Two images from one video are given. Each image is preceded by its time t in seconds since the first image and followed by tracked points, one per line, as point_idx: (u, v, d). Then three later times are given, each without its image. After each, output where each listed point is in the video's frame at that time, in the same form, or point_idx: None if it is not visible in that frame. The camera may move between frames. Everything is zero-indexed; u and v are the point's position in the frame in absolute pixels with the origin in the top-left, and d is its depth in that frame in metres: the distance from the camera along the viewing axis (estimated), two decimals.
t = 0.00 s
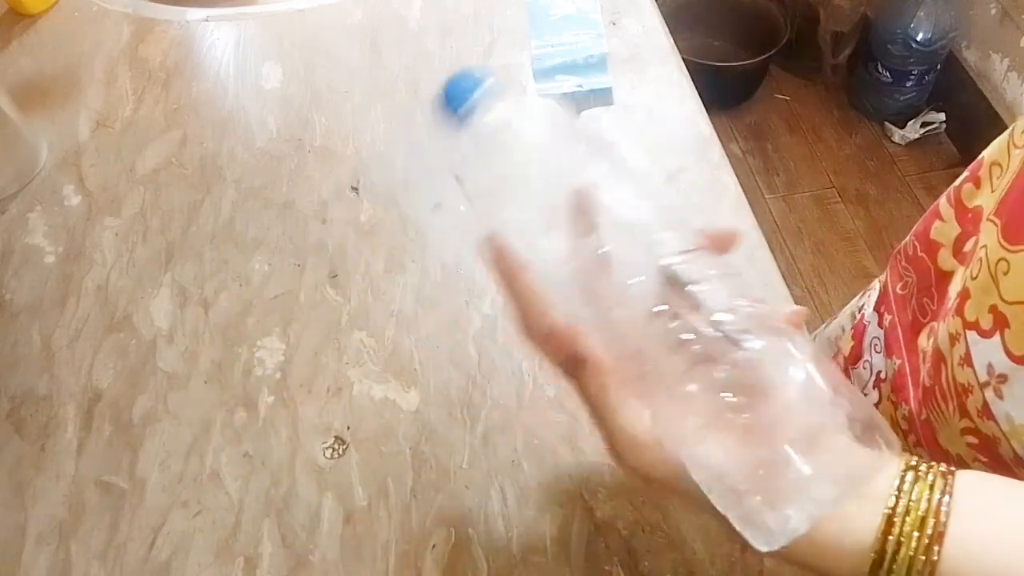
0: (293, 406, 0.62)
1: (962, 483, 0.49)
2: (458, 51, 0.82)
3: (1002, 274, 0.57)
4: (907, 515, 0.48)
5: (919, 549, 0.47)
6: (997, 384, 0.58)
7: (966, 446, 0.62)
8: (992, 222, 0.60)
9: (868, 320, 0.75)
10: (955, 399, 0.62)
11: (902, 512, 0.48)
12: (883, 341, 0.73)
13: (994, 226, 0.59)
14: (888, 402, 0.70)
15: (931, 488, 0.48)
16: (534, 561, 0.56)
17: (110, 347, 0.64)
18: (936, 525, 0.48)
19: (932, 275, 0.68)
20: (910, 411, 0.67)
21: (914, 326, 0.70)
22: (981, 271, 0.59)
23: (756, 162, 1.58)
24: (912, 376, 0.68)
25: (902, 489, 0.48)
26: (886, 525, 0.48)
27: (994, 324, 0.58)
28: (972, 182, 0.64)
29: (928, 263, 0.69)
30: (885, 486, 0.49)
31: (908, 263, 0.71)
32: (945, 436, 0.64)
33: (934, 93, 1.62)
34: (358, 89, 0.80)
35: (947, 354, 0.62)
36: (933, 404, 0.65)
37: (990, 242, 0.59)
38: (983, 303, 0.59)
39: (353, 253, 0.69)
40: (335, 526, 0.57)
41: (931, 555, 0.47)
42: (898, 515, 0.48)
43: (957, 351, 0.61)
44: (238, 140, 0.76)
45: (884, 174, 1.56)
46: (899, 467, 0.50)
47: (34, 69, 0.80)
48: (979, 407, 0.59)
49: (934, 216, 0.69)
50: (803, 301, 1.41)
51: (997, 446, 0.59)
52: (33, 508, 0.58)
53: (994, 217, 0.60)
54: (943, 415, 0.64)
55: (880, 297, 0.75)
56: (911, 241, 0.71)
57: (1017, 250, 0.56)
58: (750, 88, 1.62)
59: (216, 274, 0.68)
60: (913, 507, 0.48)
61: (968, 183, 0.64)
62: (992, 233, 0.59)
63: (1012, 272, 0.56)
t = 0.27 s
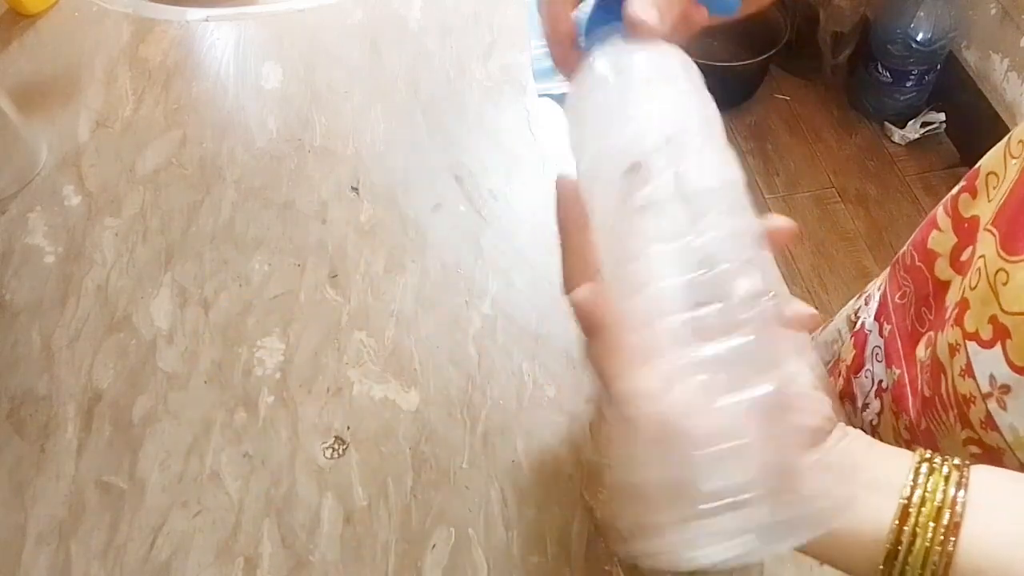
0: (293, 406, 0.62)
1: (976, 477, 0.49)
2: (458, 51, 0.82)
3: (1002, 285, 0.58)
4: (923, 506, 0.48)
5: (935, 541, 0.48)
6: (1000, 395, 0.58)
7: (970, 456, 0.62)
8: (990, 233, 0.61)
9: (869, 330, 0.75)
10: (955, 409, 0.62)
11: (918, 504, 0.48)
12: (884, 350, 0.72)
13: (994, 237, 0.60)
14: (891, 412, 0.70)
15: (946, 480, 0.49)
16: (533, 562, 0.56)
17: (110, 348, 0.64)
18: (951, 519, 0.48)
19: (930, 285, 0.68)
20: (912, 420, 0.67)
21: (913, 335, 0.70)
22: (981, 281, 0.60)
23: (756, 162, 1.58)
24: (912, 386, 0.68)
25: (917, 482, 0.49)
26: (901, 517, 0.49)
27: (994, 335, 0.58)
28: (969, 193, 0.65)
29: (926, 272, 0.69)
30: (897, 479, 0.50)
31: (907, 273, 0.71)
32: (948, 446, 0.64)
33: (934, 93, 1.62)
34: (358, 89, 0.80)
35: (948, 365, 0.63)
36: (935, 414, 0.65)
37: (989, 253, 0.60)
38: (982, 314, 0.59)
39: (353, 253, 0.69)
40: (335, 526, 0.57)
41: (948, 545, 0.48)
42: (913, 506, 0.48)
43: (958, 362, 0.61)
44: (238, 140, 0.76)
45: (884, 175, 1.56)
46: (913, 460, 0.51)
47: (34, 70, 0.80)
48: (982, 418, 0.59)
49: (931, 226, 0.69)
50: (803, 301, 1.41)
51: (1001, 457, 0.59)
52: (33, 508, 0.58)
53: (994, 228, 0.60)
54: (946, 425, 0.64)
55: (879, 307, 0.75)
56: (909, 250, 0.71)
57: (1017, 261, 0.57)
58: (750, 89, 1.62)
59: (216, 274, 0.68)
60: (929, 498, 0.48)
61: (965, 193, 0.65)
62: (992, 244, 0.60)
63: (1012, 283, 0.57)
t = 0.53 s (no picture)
0: (293, 406, 0.62)
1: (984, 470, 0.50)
2: (458, 51, 0.82)
3: (1000, 282, 0.58)
4: (936, 500, 0.49)
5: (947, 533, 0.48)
6: (1000, 392, 0.58)
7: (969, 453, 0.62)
8: (988, 230, 0.61)
9: (868, 328, 0.75)
10: (955, 406, 0.62)
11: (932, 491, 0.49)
12: (883, 348, 0.73)
13: (991, 235, 0.60)
14: (890, 409, 0.70)
15: (954, 472, 0.49)
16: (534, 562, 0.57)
17: (110, 348, 0.64)
18: (966, 506, 0.48)
19: (928, 283, 0.68)
20: (911, 418, 0.67)
21: (912, 333, 0.70)
22: (979, 279, 0.60)
23: (756, 162, 1.58)
24: (911, 383, 0.68)
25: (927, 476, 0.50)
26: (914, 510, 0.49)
27: (994, 332, 0.58)
28: (965, 190, 0.65)
29: (923, 270, 0.69)
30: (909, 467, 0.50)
31: (904, 271, 0.71)
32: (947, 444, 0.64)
33: (934, 93, 1.62)
34: (358, 89, 0.80)
35: (946, 362, 0.63)
36: (933, 411, 0.65)
37: (987, 250, 0.60)
38: (982, 311, 0.59)
39: (353, 253, 0.69)
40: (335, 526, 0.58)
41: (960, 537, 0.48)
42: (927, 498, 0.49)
43: (956, 359, 0.61)
44: (238, 141, 0.76)
45: (884, 175, 1.56)
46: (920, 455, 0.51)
47: (33, 69, 0.80)
48: (982, 415, 0.60)
49: (927, 223, 0.69)
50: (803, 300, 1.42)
51: (1001, 454, 0.59)
52: (33, 508, 0.58)
53: (991, 225, 0.61)
54: (944, 422, 0.64)
55: (878, 305, 0.75)
56: (905, 248, 0.71)
57: (1016, 257, 0.57)
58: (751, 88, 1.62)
59: (216, 274, 0.68)
60: (941, 491, 0.49)
61: (961, 191, 0.65)
62: (990, 241, 0.60)
63: (1010, 279, 0.57)
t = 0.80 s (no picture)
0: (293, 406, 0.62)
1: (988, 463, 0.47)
2: (458, 50, 0.82)
3: (999, 281, 0.58)
4: (941, 497, 0.46)
5: (954, 530, 0.46)
6: (999, 391, 0.58)
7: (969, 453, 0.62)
8: (986, 228, 0.61)
9: (868, 327, 0.75)
10: (955, 405, 0.62)
11: (935, 495, 0.46)
12: (882, 347, 0.73)
13: (990, 234, 0.60)
14: (891, 408, 0.70)
15: (958, 461, 0.47)
16: (534, 562, 0.57)
17: (110, 348, 0.64)
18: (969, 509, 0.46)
19: (928, 282, 0.68)
20: (912, 417, 0.67)
21: (912, 332, 0.70)
22: (978, 278, 0.60)
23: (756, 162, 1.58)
24: (912, 382, 0.68)
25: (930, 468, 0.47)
26: (918, 504, 0.46)
27: (992, 331, 0.59)
28: (965, 189, 0.65)
29: (923, 269, 0.69)
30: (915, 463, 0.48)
31: (904, 269, 0.71)
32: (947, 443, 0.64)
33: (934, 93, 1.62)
34: (359, 88, 0.80)
35: (946, 361, 0.63)
36: (933, 410, 0.65)
37: (986, 249, 0.60)
38: (981, 310, 0.59)
39: (353, 253, 0.69)
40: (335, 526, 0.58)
41: (966, 534, 0.46)
42: (932, 495, 0.46)
43: (956, 358, 0.61)
44: (238, 141, 0.76)
45: (884, 175, 1.56)
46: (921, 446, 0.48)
47: (33, 68, 0.80)
48: (981, 414, 0.60)
49: (928, 222, 0.69)
50: (803, 300, 1.42)
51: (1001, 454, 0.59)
52: (33, 509, 0.58)
53: (990, 224, 0.61)
54: (944, 421, 0.64)
55: (877, 303, 0.75)
56: (905, 247, 0.71)
57: (1015, 256, 0.57)
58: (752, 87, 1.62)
59: (215, 274, 0.68)
60: (946, 488, 0.46)
61: (961, 190, 0.65)
62: (988, 240, 0.60)
63: (1009, 279, 0.57)
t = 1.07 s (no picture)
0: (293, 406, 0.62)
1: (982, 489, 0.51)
2: (458, 50, 0.82)
3: (1000, 281, 0.58)
4: (934, 529, 0.49)
5: (949, 558, 0.49)
6: (999, 391, 0.58)
7: (971, 452, 0.62)
8: (989, 228, 0.61)
9: (864, 326, 0.75)
10: (959, 405, 0.62)
11: (928, 528, 0.49)
12: (883, 346, 0.72)
13: (992, 232, 0.60)
14: (892, 408, 0.70)
15: (951, 492, 0.50)
16: (534, 562, 0.57)
17: (110, 348, 0.64)
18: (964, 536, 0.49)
19: (932, 281, 0.68)
20: (914, 417, 0.67)
21: (913, 331, 0.70)
22: (980, 278, 0.60)
23: (755, 162, 1.58)
24: (915, 382, 0.68)
25: (923, 498, 0.50)
26: (914, 531, 0.49)
27: (994, 331, 0.58)
28: (969, 187, 0.65)
29: (926, 268, 0.69)
30: (904, 496, 0.50)
31: (905, 268, 0.71)
32: (949, 443, 0.64)
33: (934, 93, 1.62)
34: (358, 88, 0.80)
35: (949, 361, 0.63)
36: (936, 409, 0.65)
37: (988, 249, 0.60)
38: (982, 310, 0.59)
39: (353, 253, 0.69)
40: (335, 526, 0.58)
41: (961, 560, 0.49)
42: (927, 524, 0.49)
43: (960, 358, 0.61)
44: (238, 141, 0.76)
45: (884, 175, 1.56)
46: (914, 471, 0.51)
47: (32, 68, 0.80)
48: (984, 414, 0.59)
49: (930, 221, 0.68)
50: (803, 300, 1.42)
51: (1003, 454, 0.59)
52: (33, 509, 0.58)
53: (992, 223, 0.60)
54: (946, 420, 0.64)
55: (875, 300, 0.75)
56: (907, 245, 0.70)
57: (1016, 256, 0.57)
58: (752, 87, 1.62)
59: (216, 274, 0.68)
60: (940, 519, 0.49)
61: (965, 188, 0.65)
62: (991, 239, 0.60)
63: (1011, 278, 0.57)
